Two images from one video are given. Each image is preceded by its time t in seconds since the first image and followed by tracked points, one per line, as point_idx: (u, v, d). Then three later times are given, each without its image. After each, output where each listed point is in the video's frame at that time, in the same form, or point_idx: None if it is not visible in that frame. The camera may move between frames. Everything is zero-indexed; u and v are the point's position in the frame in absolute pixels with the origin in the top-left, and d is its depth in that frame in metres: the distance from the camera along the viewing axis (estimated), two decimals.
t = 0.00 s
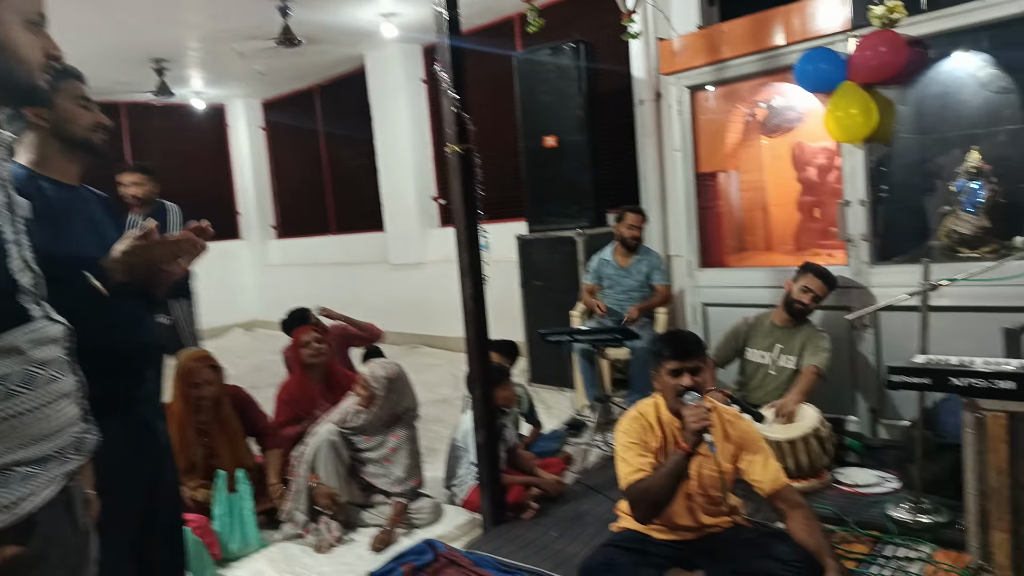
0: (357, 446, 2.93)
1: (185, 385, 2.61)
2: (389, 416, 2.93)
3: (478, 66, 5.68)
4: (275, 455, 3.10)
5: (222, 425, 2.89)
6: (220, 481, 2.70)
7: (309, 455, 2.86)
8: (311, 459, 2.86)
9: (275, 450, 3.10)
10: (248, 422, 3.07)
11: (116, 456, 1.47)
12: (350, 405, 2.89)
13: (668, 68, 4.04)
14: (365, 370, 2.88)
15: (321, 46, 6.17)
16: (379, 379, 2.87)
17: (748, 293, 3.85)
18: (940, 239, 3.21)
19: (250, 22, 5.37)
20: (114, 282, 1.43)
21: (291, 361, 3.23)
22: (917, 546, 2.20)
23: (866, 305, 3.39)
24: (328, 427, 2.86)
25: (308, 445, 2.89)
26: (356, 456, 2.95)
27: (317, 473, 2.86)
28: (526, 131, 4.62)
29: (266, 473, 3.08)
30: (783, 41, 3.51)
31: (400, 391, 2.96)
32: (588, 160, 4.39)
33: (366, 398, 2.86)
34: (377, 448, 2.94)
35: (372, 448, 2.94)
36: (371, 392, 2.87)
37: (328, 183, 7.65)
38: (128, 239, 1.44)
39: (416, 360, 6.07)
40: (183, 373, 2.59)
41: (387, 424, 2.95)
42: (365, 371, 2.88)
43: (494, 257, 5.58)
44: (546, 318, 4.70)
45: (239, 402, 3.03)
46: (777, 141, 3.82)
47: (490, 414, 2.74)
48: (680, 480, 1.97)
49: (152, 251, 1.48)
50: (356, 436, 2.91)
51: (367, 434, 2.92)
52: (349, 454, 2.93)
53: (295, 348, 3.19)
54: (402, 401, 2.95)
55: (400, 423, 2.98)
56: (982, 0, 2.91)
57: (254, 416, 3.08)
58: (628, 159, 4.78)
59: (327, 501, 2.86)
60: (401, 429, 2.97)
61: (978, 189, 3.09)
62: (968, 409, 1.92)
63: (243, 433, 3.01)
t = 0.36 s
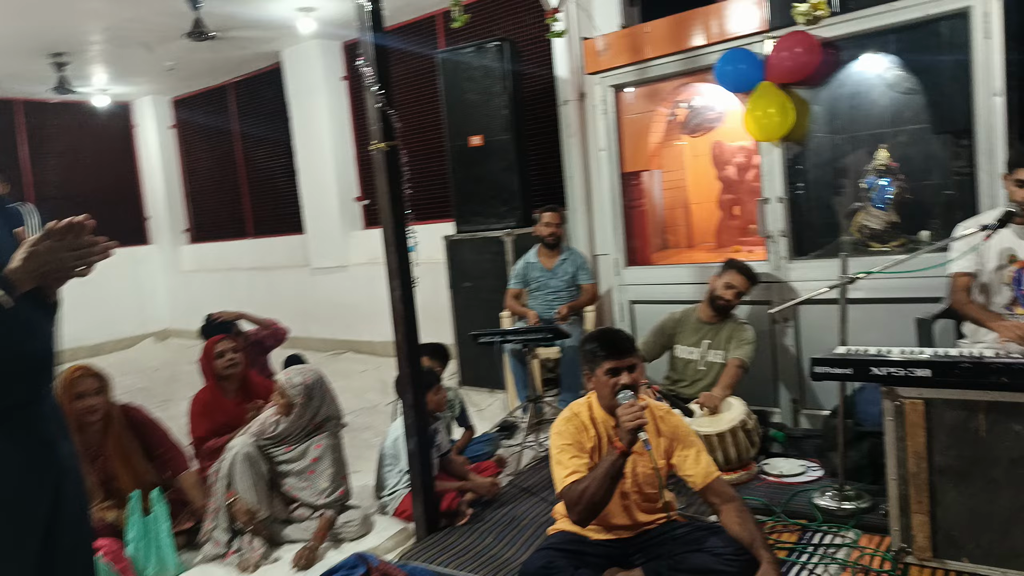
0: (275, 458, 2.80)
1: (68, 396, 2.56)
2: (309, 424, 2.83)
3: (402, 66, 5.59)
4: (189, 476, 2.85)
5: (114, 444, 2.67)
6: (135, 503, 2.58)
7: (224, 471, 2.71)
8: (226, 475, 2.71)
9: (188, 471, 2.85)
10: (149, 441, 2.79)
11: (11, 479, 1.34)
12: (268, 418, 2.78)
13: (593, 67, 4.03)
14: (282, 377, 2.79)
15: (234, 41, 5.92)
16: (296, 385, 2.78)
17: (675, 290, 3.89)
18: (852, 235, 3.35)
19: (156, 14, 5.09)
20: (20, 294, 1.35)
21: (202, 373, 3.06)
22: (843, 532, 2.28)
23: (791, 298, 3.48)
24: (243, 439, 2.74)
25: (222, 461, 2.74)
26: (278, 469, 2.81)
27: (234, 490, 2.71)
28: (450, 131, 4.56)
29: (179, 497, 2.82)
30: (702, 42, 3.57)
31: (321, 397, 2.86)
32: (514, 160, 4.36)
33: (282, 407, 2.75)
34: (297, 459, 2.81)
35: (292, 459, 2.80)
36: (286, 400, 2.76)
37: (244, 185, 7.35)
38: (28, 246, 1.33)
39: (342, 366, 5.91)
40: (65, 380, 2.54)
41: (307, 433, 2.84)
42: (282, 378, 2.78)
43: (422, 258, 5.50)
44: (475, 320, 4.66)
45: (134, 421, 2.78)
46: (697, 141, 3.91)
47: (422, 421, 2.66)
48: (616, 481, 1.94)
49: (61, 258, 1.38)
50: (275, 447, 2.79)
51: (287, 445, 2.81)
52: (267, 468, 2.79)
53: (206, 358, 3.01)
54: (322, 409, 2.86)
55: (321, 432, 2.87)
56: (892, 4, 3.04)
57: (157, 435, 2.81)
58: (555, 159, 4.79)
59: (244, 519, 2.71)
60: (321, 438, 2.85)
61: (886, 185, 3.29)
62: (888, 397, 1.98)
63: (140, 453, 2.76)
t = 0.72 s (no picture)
0: (223, 481, 2.68)
1: None
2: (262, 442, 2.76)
3: (349, 75, 5.49)
4: (131, 499, 2.55)
5: (47, 473, 2.32)
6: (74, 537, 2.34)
7: (166, 498, 2.56)
8: (169, 503, 2.56)
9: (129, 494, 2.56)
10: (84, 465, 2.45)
11: None
12: (212, 433, 2.71)
13: (543, 76, 3.97)
14: (235, 395, 2.70)
15: (170, 49, 5.72)
16: (252, 403, 2.70)
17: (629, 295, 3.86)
18: (799, 239, 3.47)
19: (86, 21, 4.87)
20: None
21: (147, 392, 2.78)
22: (807, 535, 2.31)
23: (723, 304, 3.58)
24: (186, 465, 2.58)
25: (162, 488, 2.58)
26: (227, 492, 2.68)
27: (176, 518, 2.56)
28: (400, 140, 4.49)
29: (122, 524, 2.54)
30: (648, 52, 3.59)
31: (274, 415, 2.79)
32: (466, 170, 4.32)
33: (234, 424, 2.69)
34: (249, 479, 2.71)
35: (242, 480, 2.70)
36: (240, 417, 2.70)
37: (183, 199, 7.11)
38: None
39: (292, 384, 5.75)
40: None
41: (259, 451, 2.76)
42: (236, 395, 2.70)
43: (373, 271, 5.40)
44: (430, 332, 4.58)
45: (68, 445, 2.41)
46: (647, 149, 3.96)
47: (381, 438, 2.58)
48: (583, 496, 1.87)
49: None
50: (227, 471, 2.68)
51: (236, 463, 2.71)
52: (214, 493, 2.66)
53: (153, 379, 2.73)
54: (275, 427, 2.79)
55: (274, 450, 2.80)
56: (834, 14, 3.10)
57: (92, 457, 2.46)
58: (506, 169, 4.78)
59: (189, 546, 2.57)
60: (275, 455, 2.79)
61: (832, 191, 3.34)
62: (849, 399, 2.05)
63: (75, 478, 2.42)
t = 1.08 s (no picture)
0: (180, 489, 2.57)
1: None
2: (225, 447, 2.65)
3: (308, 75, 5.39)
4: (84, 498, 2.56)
5: None
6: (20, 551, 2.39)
7: (119, 511, 2.41)
8: (122, 516, 2.41)
9: (83, 494, 2.57)
10: (33, 472, 2.56)
11: None
12: (173, 434, 2.61)
13: (508, 79, 3.94)
14: (200, 398, 2.61)
15: (120, 44, 5.52)
16: (218, 406, 2.61)
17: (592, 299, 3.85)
18: (759, 243, 3.52)
19: (30, 12, 4.66)
20: None
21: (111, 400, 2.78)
22: (773, 536, 2.34)
23: (666, 309, 3.67)
24: (141, 475, 2.44)
25: (116, 502, 2.43)
26: (187, 501, 2.57)
27: (129, 533, 2.41)
28: (361, 141, 4.41)
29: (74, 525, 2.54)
30: (608, 58, 3.61)
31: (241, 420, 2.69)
32: (428, 172, 4.27)
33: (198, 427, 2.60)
34: (210, 487, 2.60)
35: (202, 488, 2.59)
36: (205, 420, 2.61)
37: (132, 199, 6.88)
38: None
39: (247, 390, 5.60)
40: None
41: (222, 457, 2.65)
42: (201, 398, 2.60)
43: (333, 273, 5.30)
44: (391, 336, 4.52)
45: (14, 453, 2.53)
46: (610, 153, 3.96)
47: (345, 444, 2.52)
48: (553, 503, 1.85)
49: None
50: (193, 477, 2.58)
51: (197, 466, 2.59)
52: (171, 503, 2.54)
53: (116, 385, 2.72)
54: (240, 431, 2.68)
55: (239, 455, 2.70)
56: (794, 21, 3.17)
57: (40, 462, 2.57)
58: (469, 172, 4.74)
59: (146, 561, 2.42)
60: (240, 460, 2.68)
61: (792, 196, 3.41)
62: (816, 401, 2.10)
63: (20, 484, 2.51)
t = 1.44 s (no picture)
0: (167, 495, 2.53)
1: None
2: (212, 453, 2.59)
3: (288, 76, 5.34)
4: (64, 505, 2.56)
5: None
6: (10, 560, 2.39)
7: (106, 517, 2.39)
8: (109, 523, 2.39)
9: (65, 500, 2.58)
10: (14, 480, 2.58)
11: None
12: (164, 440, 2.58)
13: (491, 78, 3.93)
14: (188, 402, 2.56)
15: (96, 43, 5.42)
16: (208, 411, 2.56)
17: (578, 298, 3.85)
18: (742, 241, 3.54)
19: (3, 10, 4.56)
20: None
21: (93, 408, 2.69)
22: (762, 533, 2.35)
23: (645, 309, 3.69)
24: (129, 482, 2.42)
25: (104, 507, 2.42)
26: (174, 508, 2.54)
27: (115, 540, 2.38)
28: (343, 142, 4.37)
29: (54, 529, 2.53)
30: (591, 58, 3.62)
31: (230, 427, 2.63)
32: (411, 172, 4.24)
33: (186, 433, 2.55)
34: (196, 493, 2.56)
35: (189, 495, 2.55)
36: (194, 426, 2.56)
37: (109, 201, 6.77)
38: None
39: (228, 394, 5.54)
40: None
41: (211, 463, 2.60)
42: (189, 402, 2.55)
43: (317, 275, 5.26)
44: (375, 338, 4.48)
45: None
46: (594, 152, 3.97)
47: (332, 447, 2.49)
48: (543, 496, 1.83)
49: None
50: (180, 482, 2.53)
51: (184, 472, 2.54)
52: (158, 510, 2.50)
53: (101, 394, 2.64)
54: (229, 437, 2.63)
55: (227, 461, 2.64)
56: (777, 20, 3.19)
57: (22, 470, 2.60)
58: (452, 173, 4.72)
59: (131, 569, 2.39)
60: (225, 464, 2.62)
61: (775, 194, 3.45)
62: (804, 397, 2.11)
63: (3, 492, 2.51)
